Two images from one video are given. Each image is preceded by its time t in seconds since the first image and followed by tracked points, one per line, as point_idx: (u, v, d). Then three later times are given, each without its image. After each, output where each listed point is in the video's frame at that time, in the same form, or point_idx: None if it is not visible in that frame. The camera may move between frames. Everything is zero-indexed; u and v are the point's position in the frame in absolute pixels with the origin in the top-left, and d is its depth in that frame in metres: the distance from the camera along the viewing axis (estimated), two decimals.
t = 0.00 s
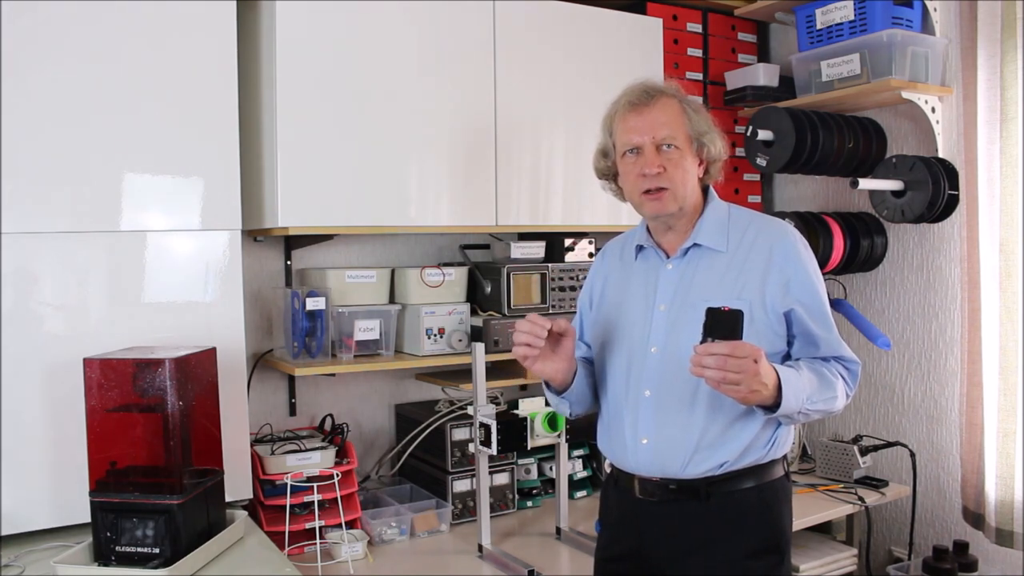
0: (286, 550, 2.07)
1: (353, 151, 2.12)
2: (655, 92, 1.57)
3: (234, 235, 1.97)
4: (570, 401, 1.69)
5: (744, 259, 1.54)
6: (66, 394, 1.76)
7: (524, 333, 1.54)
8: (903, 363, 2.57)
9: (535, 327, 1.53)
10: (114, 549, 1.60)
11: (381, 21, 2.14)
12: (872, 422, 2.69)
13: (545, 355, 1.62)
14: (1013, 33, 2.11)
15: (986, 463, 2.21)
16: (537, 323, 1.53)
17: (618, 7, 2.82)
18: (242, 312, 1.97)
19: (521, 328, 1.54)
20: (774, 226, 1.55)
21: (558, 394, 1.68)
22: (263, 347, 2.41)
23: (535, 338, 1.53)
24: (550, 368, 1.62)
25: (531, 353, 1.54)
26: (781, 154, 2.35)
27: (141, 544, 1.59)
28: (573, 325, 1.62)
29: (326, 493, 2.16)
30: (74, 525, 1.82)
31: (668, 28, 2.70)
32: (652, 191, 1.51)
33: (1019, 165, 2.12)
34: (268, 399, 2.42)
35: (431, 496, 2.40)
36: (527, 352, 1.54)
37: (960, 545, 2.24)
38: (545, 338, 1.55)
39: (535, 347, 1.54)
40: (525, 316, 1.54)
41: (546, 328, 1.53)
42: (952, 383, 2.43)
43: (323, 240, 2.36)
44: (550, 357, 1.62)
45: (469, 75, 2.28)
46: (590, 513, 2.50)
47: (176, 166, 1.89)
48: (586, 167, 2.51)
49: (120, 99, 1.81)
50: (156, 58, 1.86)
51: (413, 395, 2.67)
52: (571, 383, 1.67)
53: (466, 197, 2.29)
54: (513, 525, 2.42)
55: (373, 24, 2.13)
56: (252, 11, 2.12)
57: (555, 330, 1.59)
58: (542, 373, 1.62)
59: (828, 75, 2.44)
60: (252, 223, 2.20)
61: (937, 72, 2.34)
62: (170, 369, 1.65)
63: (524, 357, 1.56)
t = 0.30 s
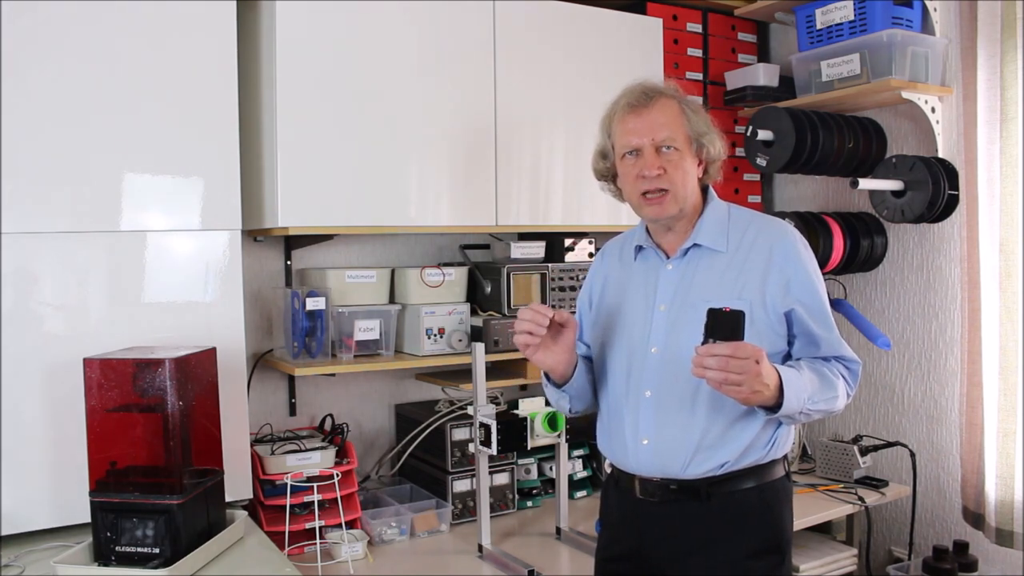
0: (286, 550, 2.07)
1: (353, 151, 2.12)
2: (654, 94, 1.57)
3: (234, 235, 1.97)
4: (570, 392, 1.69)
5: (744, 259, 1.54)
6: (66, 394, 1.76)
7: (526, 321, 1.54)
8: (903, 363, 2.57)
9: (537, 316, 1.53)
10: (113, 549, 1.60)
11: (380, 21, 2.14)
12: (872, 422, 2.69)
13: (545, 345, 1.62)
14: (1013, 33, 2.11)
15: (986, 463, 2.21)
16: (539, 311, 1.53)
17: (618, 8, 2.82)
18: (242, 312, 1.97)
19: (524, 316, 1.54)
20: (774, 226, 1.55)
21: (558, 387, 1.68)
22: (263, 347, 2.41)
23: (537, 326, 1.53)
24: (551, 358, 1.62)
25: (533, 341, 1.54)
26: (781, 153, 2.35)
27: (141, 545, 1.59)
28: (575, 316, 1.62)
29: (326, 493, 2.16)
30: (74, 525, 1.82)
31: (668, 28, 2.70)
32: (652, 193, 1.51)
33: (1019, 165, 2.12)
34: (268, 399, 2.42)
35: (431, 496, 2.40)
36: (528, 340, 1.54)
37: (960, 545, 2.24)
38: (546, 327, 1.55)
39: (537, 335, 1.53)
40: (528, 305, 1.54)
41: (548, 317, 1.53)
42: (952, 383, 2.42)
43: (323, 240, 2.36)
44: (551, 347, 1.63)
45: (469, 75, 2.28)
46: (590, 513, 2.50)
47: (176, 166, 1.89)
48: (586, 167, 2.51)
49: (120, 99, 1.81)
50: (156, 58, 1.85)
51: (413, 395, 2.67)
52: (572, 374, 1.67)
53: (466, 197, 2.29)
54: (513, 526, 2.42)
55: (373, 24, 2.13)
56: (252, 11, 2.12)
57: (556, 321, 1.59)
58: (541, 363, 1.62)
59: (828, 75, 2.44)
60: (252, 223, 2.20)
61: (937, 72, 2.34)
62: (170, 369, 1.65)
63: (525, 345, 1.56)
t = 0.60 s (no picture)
0: (286, 550, 2.07)
1: (353, 151, 2.12)
2: (652, 97, 1.56)
3: (234, 235, 1.97)
4: (572, 401, 1.69)
5: (744, 260, 1.54)
6: (66, 394, 1.76)
7: (525, 337, 1.54)
8: (903, 363, 2.57)
9: (535, 331, 1.53)
10: (114, 549, 1.60)
11: (380, 21, 2.14)
12: (872, 422, 2.69)
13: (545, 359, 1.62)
14: (1013, 33, 2.11)
15: (986, 463, 2.21)
16: (537, 327, 1.53)
17: (618, 7, 2.82)
18: (242, 312, 1.96)
19: (522, 332, 1.54)
20: (774, 226, 1.55)
21: (558, 399, 1.68)
22: (263, 347, 2.41)
23: (535, 342, 1.53)
24: (550, 372, 1.62)
25: (532, 357, 1.54)
26: (781, 154, 2.35)
27: (141, 544, 1.59)
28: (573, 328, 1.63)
29: (326, 493, 2.16)
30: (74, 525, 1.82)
31: (668, 28, 2.70)
32: (652, 198, 1.51)
33: (1019, 165, 2.12)
34: (268, 399, 2.41)
35: (431, 496, 2.40)
36: (527, 356, 1.55)
37: (960, 545, 2.24)
38: (545, 342, 1.56)
39: (536, 351, 1.54)
40: (526, 321, 1.54)
41: (546, 333, 1.53)
42: (952, 383, 2.43)
43: (323, 240, 2.36)
44: (550, 361, 1.63)
45: (469, 75, 2.28)
46: (590, 513, 2.50)
47: (176, 166, 1.89)
48: (585, 167, 2.51)
49: (120, 99, 1.81)
50: (157, 58, 1.85)
51: (413, 395, 2.67)
52: (573, 383, 1.67)
53: (466, 197, 2.29)
54: (513, 526, 2.42)
55: (373, 24, 2.13)
56: (252, 11, 2.12)
57: (555, 334, 1.59)
58: (541, 377, 1.63)
59: (828, 75, 2.44)
60: (252, 223, 2.20)
61: (937, 72, 2.34)
62: (170, 369, 1.65)
63: (525, 360, 1.57)
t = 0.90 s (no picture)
0: (286, 550, 2.07)
1: (352, 151, 2.12)
2: (655, 97, 1.56)
3: (234, 235, 1.97)
4: (573, 402, 1.69)
5: (745, 260, 1.54)
6: (66, 394, 1.77)
7: (526, 337, 1.54)
8: (903, 363, 2.57)
9: (537, 332, 1.53)
10: (113, 549, 1.60)
11: (380, 21, 2.14)
12: (872, 422, 2.69)
13: (546, 359, 1.63)
14: (1013, 33, 2.11)
15: (986, 463, 2.21)
16: (539, 327, 1.53)
17: (618, 7, 2.82)
18: (242, 312, 1.96)
19: (524, 332, 1.54)
20: (775, 226, 1.55)
21: (560, 399, 1.68)
22: (263, 347, 2.41)
23: (537, 342, 1.53)
24: (551, 372, 1.63)
25: (533, 357, 1.54)
26: (781, 154, 2.35)
27: (141, 544, 1.59)
28: (575, 328, 1.63)
29: (326, 493, 2.16)
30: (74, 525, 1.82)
31: (668, 28, 2.70)
32: (653, 198, 1.51)
33: (1019, 165, 2.12)
34: (268, 399, 2.42)
35: (431, 496, 2.40)
36: (529, 356, 1.55)
37: (960, 545, 2.24)
38: (547, 342, 1.56)
39: (538, 351, 1.54)
40: (528, 321, 1.54)
41: (548, 333, 1.53)
42: (952, 383, 2.43)
43: (323, 240, 2.36)
44: (552, 361, 1.63)
45: (468, 75, 2.28)
46: (590, 513, 2.50)
47: (176, 166, 1.89)
48: (585, 167, 2.51)
49: (120, 99, 1.81)
50: (157, 58, 1.85)
51: (413, 395, 2.67)
52: (573, 385, 1.67)
53: (465, 197, 2.29)
54: (513, 525, 2.42)
55: (373, 24, 2.13)
56: (252, 11, 2.12)
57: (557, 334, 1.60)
58: (543, 377, 1.63)
59: (828, 75, 2.44)
60: (252, 223, 2.20)
61: (937, 72, 2.34)
62: (170, 369, 1.66)
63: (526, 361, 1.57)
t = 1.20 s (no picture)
0: (286, 550, 2.07)
1: (352, 151, 2.12)
2: (655, 97, 1.56)
3: (234, 235, 1.97)
4: (573, 402, 1.69)
5: (746, 260, 1.54)
6: (66, 394, 1.77)
7: (527, 337, 1.54)
8: (903, 363, 2.56)
9: (538, 332, 1.53)
10: (113, 549, 1.60)
11: (380, 21, 2.14)
12: (872, 422, 2.69)
13: (547, 359, 1.63)
14: (1013, 34, 2.11)
15: (986, 463, 2.20)
16: (540, 327, 1.53)
17: (618, 8, 2.82)
18: (242, 312, 1.96)
19: (525, 332, 1.54)
20: (776, 226, 1.55)
21: (559, 399, 1.68)
22: (263, 347, 2.41)
23: (538, 342, 1.53)
24: (552, 372, 1.63)
25: (534, 357, 1.54)
26: (780, 153, 2.36)
27: (141, 544, 1.59)
28: (575, 329, 1.63)
29: (326, 493, 2.16)
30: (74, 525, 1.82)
31: (668, 28, 2.70)
32: (654, 198, 1.51)
33: (1019, 165, 2.12)
34: (268, 399, 2.42)
35: (431, 496, 2.40)
36: (529, 356, 1.55)
37: (960, 545, 2.24)
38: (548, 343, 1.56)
39: (538, 351, 1.54)
40: (529, 321, 1.55)
41: (549, 333, 1.53)
42: (952, 383, 2.42)
43: (323, 240, 2.36)
44: (552, 361, 1.63)
45: (468, 76, 2.28)
46: (589, 513, 2.50)
47: (176, 166, 1.89)
48: (585, 167, 2.51)
49: (120, 99, 1.81)
50: (157, 58, 1.85)
51: (413, 395, 2.67)
52: (573, 385, 1.67)
53: (465, 197, 2.29)
54: (513, 525, 2.42)
55: (373, 24, 2.13)
56: (252, 11, 2.12)
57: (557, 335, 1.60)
58: (543, 377, 1.63)
59: (828, 75, 2.44)
60: (252, 223, 2.20)
61: (937, 73, 2.34)
62: (170, 369, 1.65)
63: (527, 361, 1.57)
